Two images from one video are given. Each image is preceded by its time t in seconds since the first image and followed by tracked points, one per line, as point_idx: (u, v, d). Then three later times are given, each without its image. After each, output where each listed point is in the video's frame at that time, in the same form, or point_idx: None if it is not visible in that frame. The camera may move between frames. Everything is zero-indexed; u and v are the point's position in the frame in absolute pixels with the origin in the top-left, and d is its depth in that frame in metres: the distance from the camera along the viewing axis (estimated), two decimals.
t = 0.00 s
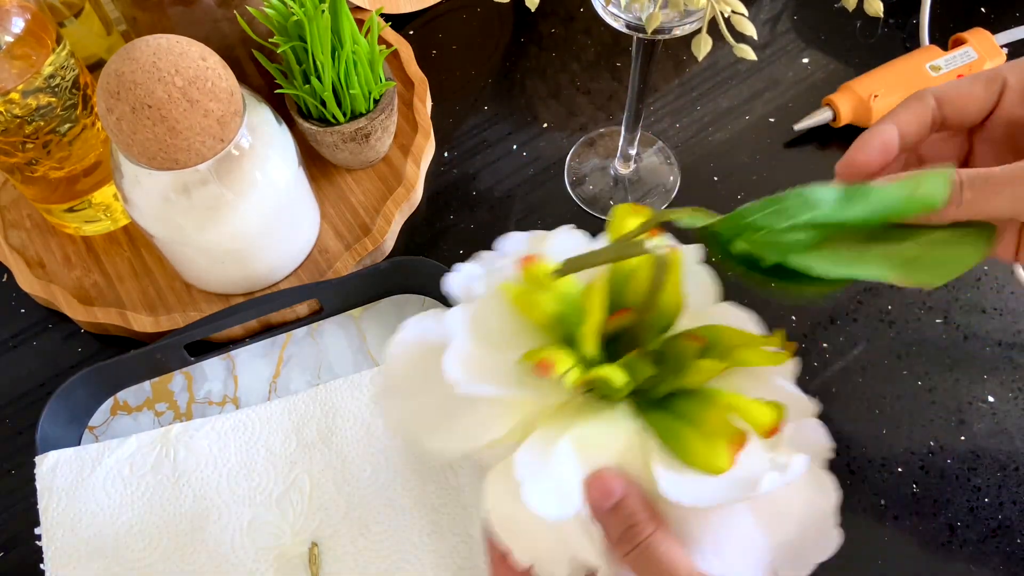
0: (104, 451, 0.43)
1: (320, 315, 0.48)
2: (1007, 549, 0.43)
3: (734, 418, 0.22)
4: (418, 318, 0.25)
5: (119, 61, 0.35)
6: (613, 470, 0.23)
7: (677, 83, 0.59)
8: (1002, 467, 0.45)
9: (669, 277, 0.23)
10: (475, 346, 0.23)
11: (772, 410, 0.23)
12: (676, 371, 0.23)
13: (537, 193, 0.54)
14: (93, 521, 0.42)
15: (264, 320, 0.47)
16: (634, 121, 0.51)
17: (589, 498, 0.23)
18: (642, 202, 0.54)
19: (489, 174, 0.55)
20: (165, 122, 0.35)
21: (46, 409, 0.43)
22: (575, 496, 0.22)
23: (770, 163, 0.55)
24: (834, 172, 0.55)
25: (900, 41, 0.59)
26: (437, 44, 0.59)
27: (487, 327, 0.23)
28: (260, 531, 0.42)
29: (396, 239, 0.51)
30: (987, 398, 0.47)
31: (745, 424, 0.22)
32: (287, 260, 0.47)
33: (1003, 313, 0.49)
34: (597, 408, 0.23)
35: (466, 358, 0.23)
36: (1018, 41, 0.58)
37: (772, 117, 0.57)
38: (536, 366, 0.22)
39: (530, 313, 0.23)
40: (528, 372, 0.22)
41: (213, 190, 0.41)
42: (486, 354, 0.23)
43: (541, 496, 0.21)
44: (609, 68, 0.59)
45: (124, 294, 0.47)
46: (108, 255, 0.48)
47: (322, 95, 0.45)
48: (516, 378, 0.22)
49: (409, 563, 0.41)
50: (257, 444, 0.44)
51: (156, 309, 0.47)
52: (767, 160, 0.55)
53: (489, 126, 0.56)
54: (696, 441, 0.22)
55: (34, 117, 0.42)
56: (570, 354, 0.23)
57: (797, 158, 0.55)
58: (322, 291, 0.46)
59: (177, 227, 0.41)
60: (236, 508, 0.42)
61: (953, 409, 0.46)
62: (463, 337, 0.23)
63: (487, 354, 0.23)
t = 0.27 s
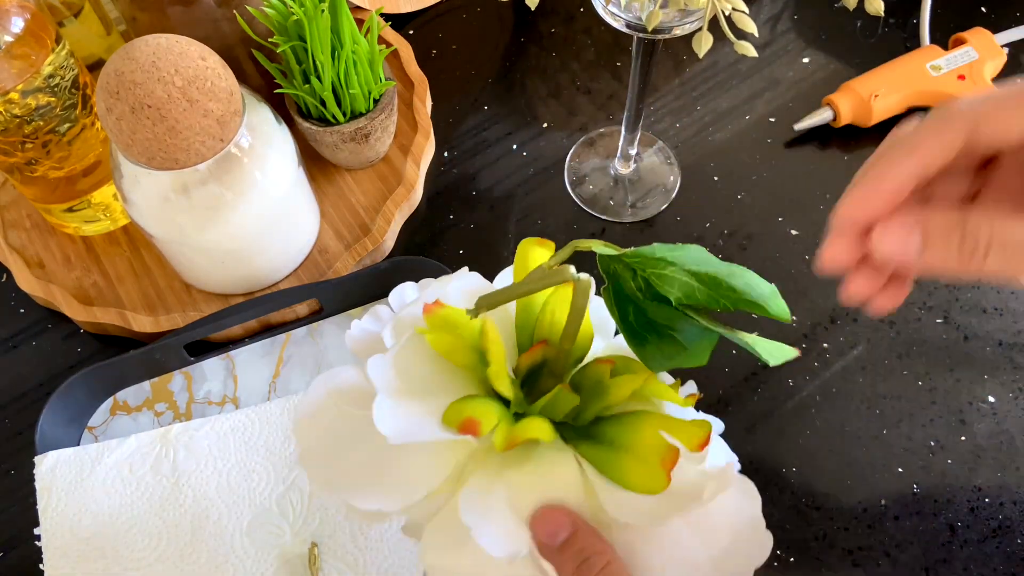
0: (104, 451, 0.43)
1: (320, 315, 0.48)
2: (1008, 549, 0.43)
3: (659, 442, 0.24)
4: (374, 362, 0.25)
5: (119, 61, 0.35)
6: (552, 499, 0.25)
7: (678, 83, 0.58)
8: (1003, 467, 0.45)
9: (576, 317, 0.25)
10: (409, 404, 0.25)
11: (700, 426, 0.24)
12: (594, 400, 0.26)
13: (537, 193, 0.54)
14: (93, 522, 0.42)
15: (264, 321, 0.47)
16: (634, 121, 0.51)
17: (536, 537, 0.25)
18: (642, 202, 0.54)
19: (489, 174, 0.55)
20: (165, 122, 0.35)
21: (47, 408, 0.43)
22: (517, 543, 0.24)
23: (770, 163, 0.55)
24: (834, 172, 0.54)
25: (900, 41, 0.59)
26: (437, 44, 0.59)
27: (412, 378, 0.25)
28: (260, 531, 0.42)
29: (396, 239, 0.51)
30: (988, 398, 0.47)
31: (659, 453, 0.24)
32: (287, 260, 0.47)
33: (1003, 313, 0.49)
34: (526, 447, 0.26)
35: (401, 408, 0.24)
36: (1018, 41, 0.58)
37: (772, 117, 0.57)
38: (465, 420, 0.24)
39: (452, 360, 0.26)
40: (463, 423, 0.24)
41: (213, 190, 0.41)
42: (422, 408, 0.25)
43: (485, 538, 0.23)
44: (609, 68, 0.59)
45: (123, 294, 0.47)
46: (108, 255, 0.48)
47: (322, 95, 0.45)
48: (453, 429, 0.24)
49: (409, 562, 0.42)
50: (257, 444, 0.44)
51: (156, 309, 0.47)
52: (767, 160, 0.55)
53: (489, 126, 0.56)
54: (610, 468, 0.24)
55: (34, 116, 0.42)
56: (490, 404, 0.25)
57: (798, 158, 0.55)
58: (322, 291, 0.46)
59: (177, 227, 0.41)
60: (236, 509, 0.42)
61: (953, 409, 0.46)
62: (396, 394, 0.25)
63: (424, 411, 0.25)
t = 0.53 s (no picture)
0: (104, 451, 0.43)
1: (319, 315, 0.48)
2: (1008, 550, 0.43)
3: (688, 397, 0.28)
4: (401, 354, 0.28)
5: (119, 61, 0.35)
6: (608, 465, 0.30)
7: (678, 83, 0.58)
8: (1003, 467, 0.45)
9: (594, 263, 0.27)
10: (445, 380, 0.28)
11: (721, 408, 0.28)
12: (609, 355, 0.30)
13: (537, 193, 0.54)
14: (93, 521, 0.42)
15: (264, 321, 0.47)
16: (634, 121, 0.51)
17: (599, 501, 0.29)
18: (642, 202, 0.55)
19: (489, 174, 0.55)
20: (165, 122, 0.35)
21: (46, 409, 0.43)
22: (579, 502, 0.28)
23: (770, 163, 0.55)
24: (834, 172, 0.54)
25: (901, 41, 0.59)
26: (437, 44, 0.59)
27: (445, 361, 0.29)
28: (260, 531, 0.42)
29: (396, 238, 0.51)
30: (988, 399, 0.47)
31: (689, 395, 0.29)
32: (287, 260, 0.47)
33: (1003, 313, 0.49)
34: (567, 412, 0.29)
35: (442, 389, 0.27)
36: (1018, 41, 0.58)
37: (772, 117, 0.57)
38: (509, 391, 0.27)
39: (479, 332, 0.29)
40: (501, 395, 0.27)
41: (213, 190, 0.41)
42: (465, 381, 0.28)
43: (547, 511, 0.27)
44: (609, 68, 0.59)
45: (123, 294, 0.47)
46: (108, 255, 0.48)
47: (322, 95, 0.45)
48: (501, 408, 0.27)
49: (409, 563, 0.42)
50: (256, 444, 0.44)
51: (155, 309, 0.47)
52: (767, 160, 0.55)
53: (489, 126, 0.56)
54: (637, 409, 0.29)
55: (34, 117, 0.42)
56: (529, 376, 0.28)
57: (798, 158, 0.55)
58: (322, 291, 0.46)
59: (176, 227, 0.41)
60: (236, 509, 0.42)
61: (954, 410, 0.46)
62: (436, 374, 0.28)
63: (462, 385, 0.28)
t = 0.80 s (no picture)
0: (104, 452, 0.43)
1: (320, 315, 0.48)
2: (1008, 550, 0.43)
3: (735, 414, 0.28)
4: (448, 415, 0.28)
5: (119, 61, 0.35)
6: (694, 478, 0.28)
7: (678, 83, 0.58)
8: (1003, 468, 0.45)
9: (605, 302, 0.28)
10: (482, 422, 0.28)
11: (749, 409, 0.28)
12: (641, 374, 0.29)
13: (537, 193, 0.54)
14: (93, 521, 0.42)
15: (264, 321, 0.47)
16: (634, 121, 0.51)
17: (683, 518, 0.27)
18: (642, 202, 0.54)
19: (489, 174, 0.55)
20: (165, 122, 0.35)
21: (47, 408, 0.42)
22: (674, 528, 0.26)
23: (770, 163, 0.55)
24: (834, 172, 0.54)
25: (901, 41, 0.59)
26: (437, 44, 0.59)
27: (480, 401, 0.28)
28: (260, 532, 0.42)
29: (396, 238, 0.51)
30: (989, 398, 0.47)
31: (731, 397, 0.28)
32: (287, 260, 0.47)
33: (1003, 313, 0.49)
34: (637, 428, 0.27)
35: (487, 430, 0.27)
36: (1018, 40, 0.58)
37: (772, 117, 0.57)
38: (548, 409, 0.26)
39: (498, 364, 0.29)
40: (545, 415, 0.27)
41: (213, 190, 0.41)
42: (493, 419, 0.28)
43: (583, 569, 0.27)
44: (609, 68, 0.59)
45: (123, 294, 0.47)
46: (108, 255, 0.48)
47: (322, 95, 0.45)
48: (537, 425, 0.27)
49: (408, 563, 0.41)
50: (256, 444, 0.44)
51: (155, 309, 0.47)
52: (767, 160, 0.55)
53: (489, 126, 0.56)
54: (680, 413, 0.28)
55: (34, 116, 0.42)
56: (572, 392, 0.27)
57: (798, 158, 0.55)
58: (322, 291, 0.46)
59: (176, 227, 0.41)
60: (236, 509, 0.42)
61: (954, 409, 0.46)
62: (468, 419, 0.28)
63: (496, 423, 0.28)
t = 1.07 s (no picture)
0: (104, 451, 0.43)
1: (320, 315, 0.48)
2: (1008, 549, 0.43)
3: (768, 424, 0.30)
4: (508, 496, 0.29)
5: (119, 61, 0.35)
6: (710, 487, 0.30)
7: (678, 83, 0.58)
8: (1003, 467, 0.45)
9: (633, 344, 0.28)
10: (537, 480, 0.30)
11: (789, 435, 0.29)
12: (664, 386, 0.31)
13: (537, 193, 0.54)
14: (93, 521, 0.42)
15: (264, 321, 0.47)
16: (634, 121, 0.51)
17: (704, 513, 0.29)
18: (642, 202, 0.54)
19: (489, 174, 0.55)
20: (165, 122, 0.35)
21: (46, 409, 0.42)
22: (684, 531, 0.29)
23: (770, 163, 0.55)
24: (834, 172, 0.54)
25: (901, 41, 0.59)
26: (437, 44, 0.59)
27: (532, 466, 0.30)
28: (260, 532, 0.42)
29: (396, 238, 0.51)
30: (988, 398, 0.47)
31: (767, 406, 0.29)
32: (287, 260, 0.47)
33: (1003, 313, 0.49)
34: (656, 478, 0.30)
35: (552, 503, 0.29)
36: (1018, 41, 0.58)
37: (772, 117, 0.57)
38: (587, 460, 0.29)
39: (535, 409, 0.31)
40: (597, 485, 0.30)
41: (213, 190, 0.41)
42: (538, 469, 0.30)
43: None
44: (609, 68, 0.59)
45: (123, 294, 0.47)
46: (108, 255, 0.48)
47: (322, 95, 0.45)
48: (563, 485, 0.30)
49: (407, 564, 0.41)
50: (256, 444, 0.44)
51: (156, 309, 0.47)
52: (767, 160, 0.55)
53: (489, 126, 0.56)
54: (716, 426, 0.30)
55: (34, 117, 0.42)
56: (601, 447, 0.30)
57: (798, 158, 0.55)
58: (322, 291, 0.46)
59: (176, 227, 0.41)
60: (236, 509, 0.42)
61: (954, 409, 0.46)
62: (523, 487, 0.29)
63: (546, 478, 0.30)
